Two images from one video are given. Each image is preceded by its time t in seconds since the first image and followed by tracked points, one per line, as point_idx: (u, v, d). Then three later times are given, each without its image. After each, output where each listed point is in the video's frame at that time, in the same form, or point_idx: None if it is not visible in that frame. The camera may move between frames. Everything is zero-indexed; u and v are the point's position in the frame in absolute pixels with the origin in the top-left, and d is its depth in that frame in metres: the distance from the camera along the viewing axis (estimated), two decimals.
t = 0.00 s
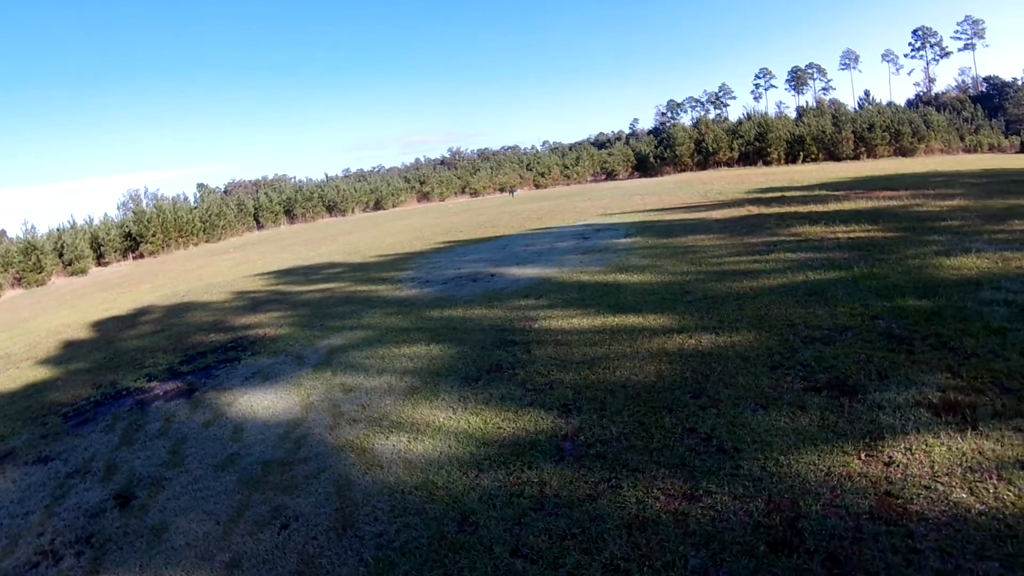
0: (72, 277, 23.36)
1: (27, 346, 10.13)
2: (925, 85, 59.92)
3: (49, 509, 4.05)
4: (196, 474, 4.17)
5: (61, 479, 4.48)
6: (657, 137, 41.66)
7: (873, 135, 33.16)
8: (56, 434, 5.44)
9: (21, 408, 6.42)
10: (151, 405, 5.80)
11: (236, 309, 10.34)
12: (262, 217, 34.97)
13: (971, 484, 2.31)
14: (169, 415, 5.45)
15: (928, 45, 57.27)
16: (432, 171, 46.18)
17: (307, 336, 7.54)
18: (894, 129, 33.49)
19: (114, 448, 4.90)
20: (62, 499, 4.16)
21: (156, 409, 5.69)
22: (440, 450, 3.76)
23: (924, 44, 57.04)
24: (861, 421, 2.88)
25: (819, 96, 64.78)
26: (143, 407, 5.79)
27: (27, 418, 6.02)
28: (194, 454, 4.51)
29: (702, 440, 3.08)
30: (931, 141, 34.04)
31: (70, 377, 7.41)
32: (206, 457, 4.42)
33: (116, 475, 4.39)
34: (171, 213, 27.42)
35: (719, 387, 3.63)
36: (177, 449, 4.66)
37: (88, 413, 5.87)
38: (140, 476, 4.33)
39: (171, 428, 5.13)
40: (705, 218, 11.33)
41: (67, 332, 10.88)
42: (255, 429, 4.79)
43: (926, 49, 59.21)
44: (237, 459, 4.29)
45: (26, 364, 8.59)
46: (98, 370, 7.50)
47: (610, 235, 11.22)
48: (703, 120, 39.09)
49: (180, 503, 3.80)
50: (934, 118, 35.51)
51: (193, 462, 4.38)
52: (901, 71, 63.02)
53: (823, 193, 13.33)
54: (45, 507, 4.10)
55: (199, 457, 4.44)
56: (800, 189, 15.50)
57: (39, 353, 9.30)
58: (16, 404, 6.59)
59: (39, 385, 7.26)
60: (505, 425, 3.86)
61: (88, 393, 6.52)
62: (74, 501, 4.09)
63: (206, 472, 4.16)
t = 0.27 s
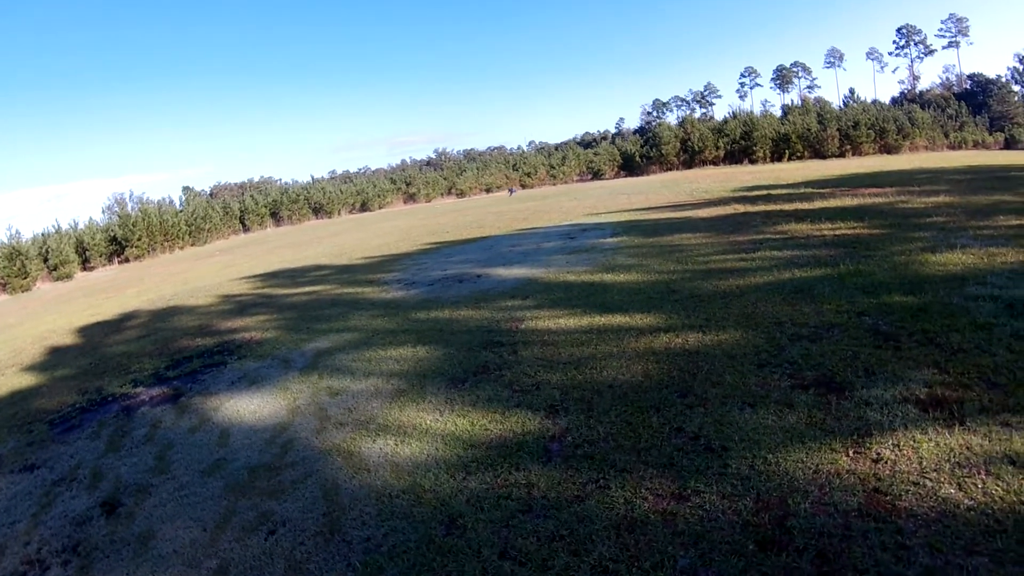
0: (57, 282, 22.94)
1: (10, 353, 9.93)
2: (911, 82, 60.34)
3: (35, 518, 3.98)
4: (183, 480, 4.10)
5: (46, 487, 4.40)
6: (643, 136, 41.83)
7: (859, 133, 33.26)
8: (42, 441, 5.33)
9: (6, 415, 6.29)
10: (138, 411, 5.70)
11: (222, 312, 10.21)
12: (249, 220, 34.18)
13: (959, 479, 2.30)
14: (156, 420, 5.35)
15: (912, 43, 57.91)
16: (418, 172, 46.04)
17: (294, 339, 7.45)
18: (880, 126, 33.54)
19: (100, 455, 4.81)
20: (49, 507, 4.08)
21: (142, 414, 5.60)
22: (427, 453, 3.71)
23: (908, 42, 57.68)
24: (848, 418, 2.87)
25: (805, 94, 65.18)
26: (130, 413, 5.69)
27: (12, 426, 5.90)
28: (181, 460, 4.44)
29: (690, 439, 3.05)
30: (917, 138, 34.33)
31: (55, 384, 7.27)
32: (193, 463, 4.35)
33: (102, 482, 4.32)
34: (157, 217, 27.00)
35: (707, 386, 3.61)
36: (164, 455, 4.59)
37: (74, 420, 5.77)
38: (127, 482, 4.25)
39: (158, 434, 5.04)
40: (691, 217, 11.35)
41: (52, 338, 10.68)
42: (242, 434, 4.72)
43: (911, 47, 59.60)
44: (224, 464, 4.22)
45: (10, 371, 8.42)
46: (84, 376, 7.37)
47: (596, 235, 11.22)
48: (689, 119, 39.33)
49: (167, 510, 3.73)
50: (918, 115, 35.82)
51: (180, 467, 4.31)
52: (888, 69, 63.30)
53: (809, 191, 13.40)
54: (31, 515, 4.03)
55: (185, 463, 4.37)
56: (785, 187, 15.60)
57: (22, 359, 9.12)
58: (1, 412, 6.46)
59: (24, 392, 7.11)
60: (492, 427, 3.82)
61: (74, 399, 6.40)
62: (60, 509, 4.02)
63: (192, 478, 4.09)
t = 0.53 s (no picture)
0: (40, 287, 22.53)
1: None
2: (893, 79, 61.02)
3: (21, 527, 3.92)
4: (169, 486, 4.03)
5: (31, 496, 4.33)
6: (628, 135, 41.96)
7: (842, 130, 33.51)
8: (25, 449, 5.23)
9: None
10: (123, 416, 5.60)
11: (208, 316, 10.08)
12: (234, 222, 33.69)
13: (947, 474, 2.29)
14: (141, 426, 5.26)
15: (894, 40, 58.56)
16: (404, 173, 45.83)
17: (279, 342, 7.36)
18: (863, 123, 33.80)
19: (86, 462, 4.73)
20: (34, 517, 4.02)
21: (128, 420, 5.50)
22: (413, 455, 3.66)
23: (891, 39, 58.33)
24: (836, 414, 2.86)
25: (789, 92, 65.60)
26: (115, 419, 5.59)
27: None
28: (166, 466, 4.36)
29: (676, 438, 3.02)
30: (900, 135, 34.76)
31: (38, 390, 7.13)
32: (179, 469, 4.28)
33: (88, 490, 4.25)
34: (142, 220, 26.60)
35: (693, 384, 3.59)
36: (149, 461, 4.51)
37: (58, 426, 5.66)
38: (113, 490, 4.18)
39: (144, 439, 4.96)
40: (677, 215, 11.37)
41: (35, 345, 10.48)
42: (227, 438, 4.64)
43: (894, 45, 60.23)
44: (209, 470, 4.15)
45: None
46: (68, 382, 7.24)
47: (582, 234, 11.21)
48: (673, 118, 39.52)
49: (152, 518, 3.67)
50: (901, 112, 36.24)
51: (166, 474, 4.24)
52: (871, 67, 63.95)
53: (794, 188, 13.48)
54: (17, 525, 3.97)
55: (171, 469, 4.29)
56: (768, 185, 15.70)
57: (5, 367, 8.94)
58: None
59: (7, 400, 6.97)
60: (478, 428, 3.77)
61: (58, 406, 6.28)
62: (45, 518, 3.95)
63: (179, 484, 4.02)
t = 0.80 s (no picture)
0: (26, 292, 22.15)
1: None
2: (878, 79, 61.60)
3: (7, 535, 3.84)
4: (156, 492, 3.96)
5: (17, 503, 4.24)
6: (615, 136, 42.06)
7: (829, 130, 33.74)
8: (11, 456, 5.12)
9: None
10: (109, 421, 5.50)
11: (195, 319, 9.95)
12: (221, 225, 33.28)
13: (937, 473, 2.28)
14: (127, 431, 5.16)
15: (879, 40, 59.14)
16: (391, 174, 45.65)
17: (266, 345, 7.27)
18: (850, 122, 33.97)
19: (72, 468, 4.65)
20: (20, 525, 3.94)
21: (114, 425, 5.41)
22: (401, 458, 3.61)
23: (878, 38, 58.91)
24: (825, 413, 2.84)
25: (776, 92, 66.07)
26: (102, 423, 5.49)
27: None
28: (153, 472, 4.29)
29: (665, 439, 3.00)
30: (887, 134, 35.08)
31: (24, 396, 7.00)
32: (166, 474, 4.20)
33: (75, 496, 4.17)
34: (128, 223, 26.25)
35: (683, 384, 3.57)
36: (136, 467, 4.43)
37: (44, 432, 5.56)
38: (99, 496, 4.10)
39: (131, 445, 4.87)
40: (665, 214, 11.38)
41: (20, 350, 10.29)
42: (214, 443, 4.56)
43: (880, 45, 60.77)
44: (196, 475, 4.08)
45: None
46: (54, 387, 7.11)
47: (570, 234, 11.20)
48: (660, 118, 39.69)
49: (139, 524, 3.60)
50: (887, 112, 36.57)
51: (153, 479, 4.16)
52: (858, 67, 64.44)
53: (780, 187, 13.56)
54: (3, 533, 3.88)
55: (158, 475, 4.22)
56: (755, 184, 15.78)
57: None
58: None
59: None
60: (466, 430, 3.73)
61: (43, 411, 6.16)
62: (31, 526, 3.87)
63: (165, 490, 3.95)
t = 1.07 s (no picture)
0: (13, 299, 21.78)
1: None
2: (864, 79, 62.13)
3: None
4: (143, 501, 3.88)
5: (2, 515, 4.15)
6: (603, 137, 42.17)
7: (816, 129, 33.96)
8: None
9: None
10: (96, 429, 5.40)
11: (182, 325, 9.83)
12: (209, 229, 32.97)
13: (929, 473, 2.27)
14: (115, 439, 5.07)
15: (864, 40, 59.73)
16: (380, 177, 45.49)
17: (254, 351, 7.18)
18: (837, 121, 34.17)
19: (59, 477, 4.56)
20: (5, 537, 3.85)
21: (100, 433, 5.31)
22: (389, 464, 3.55)
23: (863, 38, 59.52)
24: (815, 413, 2.83)
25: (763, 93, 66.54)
26: (89, 431, 5.39)
27: None
28: (141, 480, 4.21)
29: (655, 442, 2.97)
30: (873, 132, 35.37)
31: (10, 404, 6.87)
32: (153, 483, 4.12)
33: (62, 506, 4.08)
34: (116, 229, 25.94)
35: (672, 386, 3.54)
36: (123, 475, 4.35)
37: (30, 441, 5.46)
38: (87, 505, 4.02)
39: (118, 453, 4.77)
40: (653, 215, 11.39)
41: (5, 358, 10.11)
42: (201, 451, 4.48)
43: (865, 45, 61.28)
44: (183, 483, 4.00)
45: None
46: (40, 396, 6.98)
47: (559, 235, 11.18)
48: (648, 119, 39.84)
49: (127, 534, 3.53)
50: (873, 111, 36.90)
51: (140, 488, 4.08)
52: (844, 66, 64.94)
53: (766, 187, 13.62)
54: None
55: (145, 483, 4.14)
56: (742, 184, 15.86)
57: None
58: None
59: None
60: (455, 435, 3.68)
61: (29, 420, 6.05)
62: (17, 538, 3.79)
63: (153, 499, 3.87)
